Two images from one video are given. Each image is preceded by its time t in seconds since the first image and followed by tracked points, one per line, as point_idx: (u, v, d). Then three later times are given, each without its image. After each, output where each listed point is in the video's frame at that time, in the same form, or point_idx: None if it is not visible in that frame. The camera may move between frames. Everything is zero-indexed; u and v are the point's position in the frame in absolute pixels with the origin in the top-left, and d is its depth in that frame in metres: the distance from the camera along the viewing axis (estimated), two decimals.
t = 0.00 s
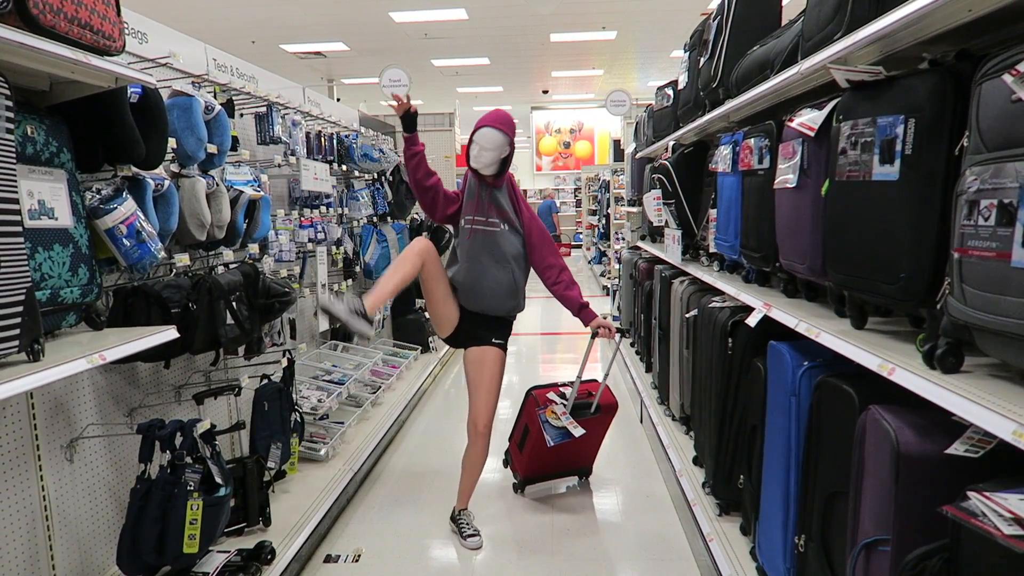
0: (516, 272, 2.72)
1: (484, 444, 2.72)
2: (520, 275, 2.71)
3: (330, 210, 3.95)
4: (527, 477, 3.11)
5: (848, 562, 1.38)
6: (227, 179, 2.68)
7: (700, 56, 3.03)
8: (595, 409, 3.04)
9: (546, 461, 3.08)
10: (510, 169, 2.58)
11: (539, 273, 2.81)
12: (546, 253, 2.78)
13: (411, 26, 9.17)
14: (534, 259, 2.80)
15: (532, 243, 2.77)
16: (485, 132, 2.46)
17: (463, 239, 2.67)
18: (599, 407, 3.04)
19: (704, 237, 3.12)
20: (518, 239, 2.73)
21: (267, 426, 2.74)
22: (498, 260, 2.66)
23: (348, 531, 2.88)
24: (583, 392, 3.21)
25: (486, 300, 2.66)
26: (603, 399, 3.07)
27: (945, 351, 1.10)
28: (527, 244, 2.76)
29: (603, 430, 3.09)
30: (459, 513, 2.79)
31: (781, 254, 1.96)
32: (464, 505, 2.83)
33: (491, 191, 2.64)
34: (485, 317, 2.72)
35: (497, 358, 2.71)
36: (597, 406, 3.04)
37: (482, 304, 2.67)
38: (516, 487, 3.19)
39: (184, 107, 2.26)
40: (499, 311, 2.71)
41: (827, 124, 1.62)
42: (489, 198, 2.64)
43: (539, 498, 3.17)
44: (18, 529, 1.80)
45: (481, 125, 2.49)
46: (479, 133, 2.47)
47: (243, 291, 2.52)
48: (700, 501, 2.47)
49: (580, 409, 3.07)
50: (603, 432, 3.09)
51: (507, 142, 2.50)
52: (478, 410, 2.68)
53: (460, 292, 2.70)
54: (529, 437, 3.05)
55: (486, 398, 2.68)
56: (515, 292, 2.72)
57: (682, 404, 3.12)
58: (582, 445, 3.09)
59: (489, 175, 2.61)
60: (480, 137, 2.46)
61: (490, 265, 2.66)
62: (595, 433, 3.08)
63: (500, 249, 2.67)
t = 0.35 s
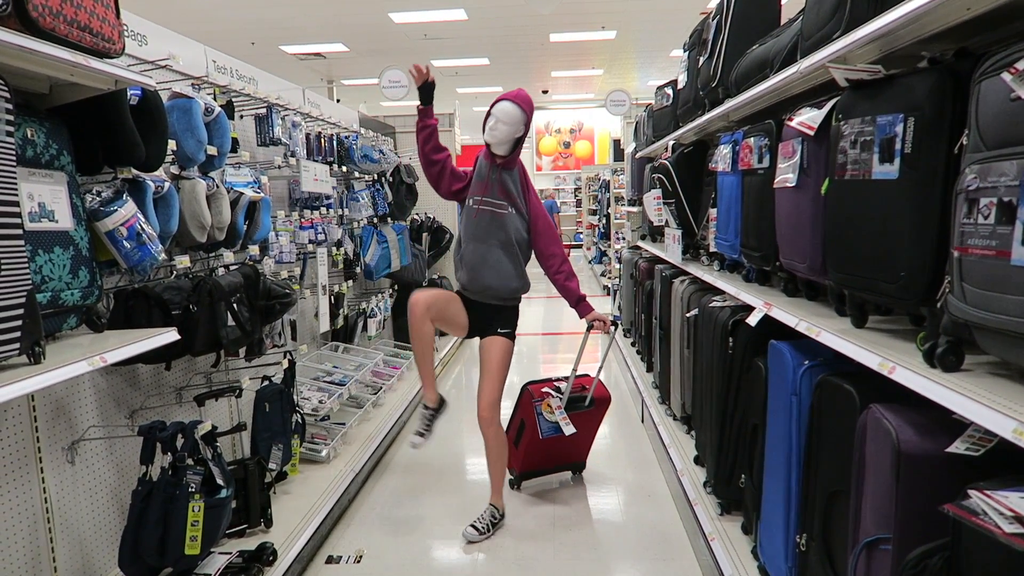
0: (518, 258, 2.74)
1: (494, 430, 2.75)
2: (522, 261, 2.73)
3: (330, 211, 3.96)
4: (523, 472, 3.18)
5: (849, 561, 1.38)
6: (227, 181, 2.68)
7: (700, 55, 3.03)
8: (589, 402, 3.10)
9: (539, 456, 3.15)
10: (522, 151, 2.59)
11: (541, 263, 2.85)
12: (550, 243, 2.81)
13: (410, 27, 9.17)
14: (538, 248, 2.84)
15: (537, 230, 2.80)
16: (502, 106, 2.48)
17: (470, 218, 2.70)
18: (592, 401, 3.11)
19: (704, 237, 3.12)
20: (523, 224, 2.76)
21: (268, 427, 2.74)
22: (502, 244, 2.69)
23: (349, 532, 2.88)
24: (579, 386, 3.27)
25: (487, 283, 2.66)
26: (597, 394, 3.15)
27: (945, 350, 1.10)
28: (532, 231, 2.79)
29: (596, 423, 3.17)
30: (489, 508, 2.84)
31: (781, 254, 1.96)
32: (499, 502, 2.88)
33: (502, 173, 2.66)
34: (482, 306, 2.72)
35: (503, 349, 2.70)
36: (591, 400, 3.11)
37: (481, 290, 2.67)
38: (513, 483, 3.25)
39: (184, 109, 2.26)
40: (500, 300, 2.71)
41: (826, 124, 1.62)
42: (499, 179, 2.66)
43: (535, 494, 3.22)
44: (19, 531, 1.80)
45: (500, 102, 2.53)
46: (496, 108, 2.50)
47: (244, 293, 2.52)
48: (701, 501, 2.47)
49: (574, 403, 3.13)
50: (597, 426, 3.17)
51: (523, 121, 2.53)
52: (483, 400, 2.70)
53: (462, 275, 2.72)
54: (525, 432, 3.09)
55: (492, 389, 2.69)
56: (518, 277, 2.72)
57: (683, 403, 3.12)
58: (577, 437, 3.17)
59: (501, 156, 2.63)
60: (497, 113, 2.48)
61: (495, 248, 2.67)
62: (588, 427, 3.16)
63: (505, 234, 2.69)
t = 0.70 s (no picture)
0: (521, 261, 2.75)
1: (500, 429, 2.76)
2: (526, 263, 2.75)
3: (331, 212, 3.97)
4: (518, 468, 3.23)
5: (852, 561, 1.38)
6: (228, 183, 2.68)
7: (700, 55, 3.03)
8: (585, 400, 3.17)
9: (536, 452, 3.21)
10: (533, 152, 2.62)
11: (542, 264, 2.89)
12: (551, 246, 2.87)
13: (410, 27, 9.17)
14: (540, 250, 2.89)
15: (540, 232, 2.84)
16: (519, 105, 2.50)
17: (474, 217, 2.70)
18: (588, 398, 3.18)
19: (705, 236, 3.11)
20: (528, 227, 2.78)
21: (269, 428, 2.74)
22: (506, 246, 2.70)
23: (352, 533, 2.88)
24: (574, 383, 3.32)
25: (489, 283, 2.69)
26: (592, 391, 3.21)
27: (947, 349, 1.10)
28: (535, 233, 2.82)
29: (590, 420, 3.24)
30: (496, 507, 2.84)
31: (782, 253, 1.95)
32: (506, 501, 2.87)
33: (510, 174, 2.68)
34: (483, 308, 2.75)
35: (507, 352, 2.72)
36: (587, 398, 3.18)
37: (484, 291, 2.70)
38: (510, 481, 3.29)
39: (184, 111, 2.26)
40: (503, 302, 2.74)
41: (826, 123, 1.62)
42: (507, 180, 2.68)
43: (537, 494, 3.22)
44: (21, 533, 1.81)
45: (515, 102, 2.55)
46: (512, 108, 2.51)
47: (245, 294, 2.52)
48: (702, 500, 2.47)
49: (571, 401, 3.18)
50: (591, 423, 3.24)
51: (537, 123, 2.55)
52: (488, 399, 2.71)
53: (466, 274, 2.75)
54: (522, 429, 3.12)
55: (495, 389, 2.69)
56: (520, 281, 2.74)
57: (685, 403, 3.12)
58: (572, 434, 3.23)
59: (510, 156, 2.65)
60: (514, 113, 2.49)
61: (499, 250, 2.69)
62: (583, 424, 3.22)
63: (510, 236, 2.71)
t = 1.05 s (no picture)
0: (528, 271, 2.77)
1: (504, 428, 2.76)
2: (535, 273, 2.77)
3: (334, 213, 3.98)
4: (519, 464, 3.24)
5: (857, 560, 1.37)
6: (231, 185, 2.68)
7: (702, 54, 3.02)
8: (584, 398, 3.18)
9: (537, 448, 3.22)
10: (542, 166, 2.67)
11: (541, 272, 2.91)
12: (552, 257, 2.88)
13: (412, 28, 9.18)
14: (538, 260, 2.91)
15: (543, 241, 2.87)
16: (538, 120, 2.56)
17: (484, 228, 2.70)
18: (587, 397, 3.19)
19: (708, 236, 3.10)
20: (534, 236, 2.82)
21: (273, 429, 2.74)
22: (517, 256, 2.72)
23: (356, 534, 2.89)
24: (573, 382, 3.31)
25: (497, 292, 2.70)
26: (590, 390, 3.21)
27: (951, 347, 1.10)
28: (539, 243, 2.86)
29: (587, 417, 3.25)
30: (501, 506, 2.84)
31: (785, 252, 1.95)
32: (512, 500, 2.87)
33: (518, 184, 2.71)
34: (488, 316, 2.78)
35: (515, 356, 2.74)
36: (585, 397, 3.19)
37: (492, 301, 2.72)
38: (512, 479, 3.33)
39: (187, 113, 2.27)
40: (507, 312, 2.75)
41: (829, 122, 1.61)
42: (515, 190, 2.71)
43: (541, 494, 3.22)
44: (27, 535, 1.82)
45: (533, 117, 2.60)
46: (531, 122, 2.57)
47: (249, 296, 2.52)
48: (707, 500, 2.47)
49: (570, 398, 3.19)
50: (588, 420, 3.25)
51: (552, 139, 2.61)
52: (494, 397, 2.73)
53: (474, 285, 2.76)
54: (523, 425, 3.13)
55: (499, 390, 2.71)
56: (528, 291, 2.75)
57: (688, 402, 3.12)
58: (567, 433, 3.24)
59: (518, 167, 2.70)
60: (533, 128, 2.55)
61: (508, 259, 2.71)
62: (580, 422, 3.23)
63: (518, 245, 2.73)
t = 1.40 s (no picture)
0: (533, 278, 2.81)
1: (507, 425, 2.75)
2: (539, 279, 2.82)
3: (337, 213, 3.97)
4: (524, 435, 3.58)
5: (861, 561, 1.37)
6: (234, 185, 2.69)
7: (705, 53, 3.02)
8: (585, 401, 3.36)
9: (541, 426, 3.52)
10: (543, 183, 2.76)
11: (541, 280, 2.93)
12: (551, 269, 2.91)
13: (415, 28, 9.18)
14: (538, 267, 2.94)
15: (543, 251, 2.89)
16: (553, 142, 2.64)
17: (490, 237, 2.75)
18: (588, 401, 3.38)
19: (711, 236, 3.10)
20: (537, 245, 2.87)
21: (277, 429, 2.74)
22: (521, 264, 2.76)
23: (359, 534, 2.89)
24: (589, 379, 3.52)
25: (506, 299, 2.74)
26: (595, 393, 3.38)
27: (956, 346, 1.09)
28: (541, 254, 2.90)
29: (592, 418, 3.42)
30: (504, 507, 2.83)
31: (789, 251, 1.94)
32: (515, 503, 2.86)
33: (521, 195, 2.78)
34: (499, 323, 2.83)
35: (522, 359, 2.77)
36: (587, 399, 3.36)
37: (502, 307, 2.75)
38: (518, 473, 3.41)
39: (190, 114, 2.27)
40: (508, 318, 2.79)
41: (833, 121, 1.61)
42: (518, 201, 2.77)
43: (545, 494, 3.21)
44: (32, 535, 1.82)
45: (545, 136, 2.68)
46: (545, 142, 2.65)
47: (252, 296, 2.52)
48: (711, 500, 2.46)
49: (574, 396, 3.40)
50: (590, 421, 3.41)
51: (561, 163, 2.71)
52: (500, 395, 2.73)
53: (482, 293, 2.79)
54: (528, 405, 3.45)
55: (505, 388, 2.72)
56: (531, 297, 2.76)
57: (692, 402, 3.11)
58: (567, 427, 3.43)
59: (521, 178, 2.77)
60: (547, 149, 2.63)
61: (514, 266, 2.75)
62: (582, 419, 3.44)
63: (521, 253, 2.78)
